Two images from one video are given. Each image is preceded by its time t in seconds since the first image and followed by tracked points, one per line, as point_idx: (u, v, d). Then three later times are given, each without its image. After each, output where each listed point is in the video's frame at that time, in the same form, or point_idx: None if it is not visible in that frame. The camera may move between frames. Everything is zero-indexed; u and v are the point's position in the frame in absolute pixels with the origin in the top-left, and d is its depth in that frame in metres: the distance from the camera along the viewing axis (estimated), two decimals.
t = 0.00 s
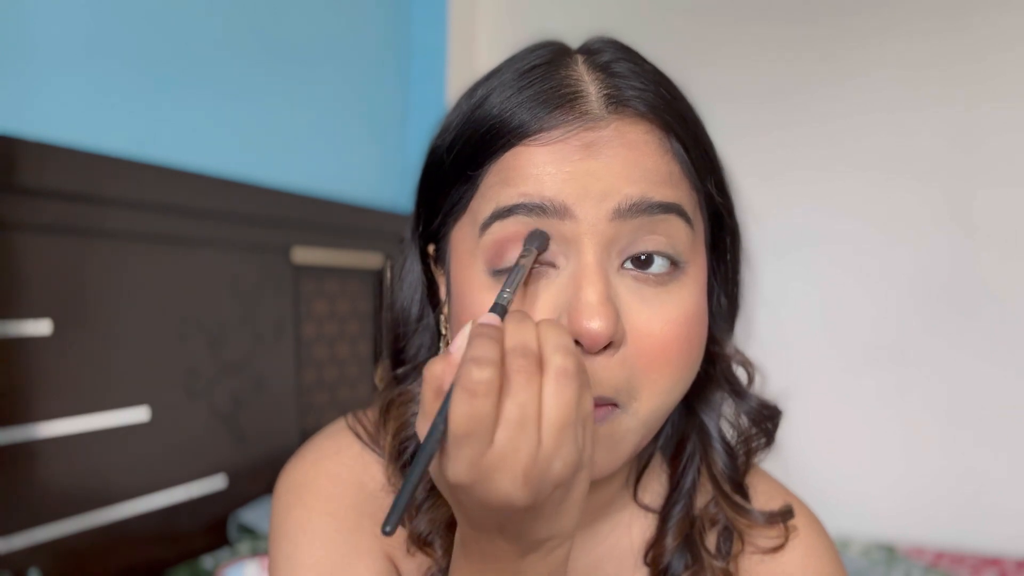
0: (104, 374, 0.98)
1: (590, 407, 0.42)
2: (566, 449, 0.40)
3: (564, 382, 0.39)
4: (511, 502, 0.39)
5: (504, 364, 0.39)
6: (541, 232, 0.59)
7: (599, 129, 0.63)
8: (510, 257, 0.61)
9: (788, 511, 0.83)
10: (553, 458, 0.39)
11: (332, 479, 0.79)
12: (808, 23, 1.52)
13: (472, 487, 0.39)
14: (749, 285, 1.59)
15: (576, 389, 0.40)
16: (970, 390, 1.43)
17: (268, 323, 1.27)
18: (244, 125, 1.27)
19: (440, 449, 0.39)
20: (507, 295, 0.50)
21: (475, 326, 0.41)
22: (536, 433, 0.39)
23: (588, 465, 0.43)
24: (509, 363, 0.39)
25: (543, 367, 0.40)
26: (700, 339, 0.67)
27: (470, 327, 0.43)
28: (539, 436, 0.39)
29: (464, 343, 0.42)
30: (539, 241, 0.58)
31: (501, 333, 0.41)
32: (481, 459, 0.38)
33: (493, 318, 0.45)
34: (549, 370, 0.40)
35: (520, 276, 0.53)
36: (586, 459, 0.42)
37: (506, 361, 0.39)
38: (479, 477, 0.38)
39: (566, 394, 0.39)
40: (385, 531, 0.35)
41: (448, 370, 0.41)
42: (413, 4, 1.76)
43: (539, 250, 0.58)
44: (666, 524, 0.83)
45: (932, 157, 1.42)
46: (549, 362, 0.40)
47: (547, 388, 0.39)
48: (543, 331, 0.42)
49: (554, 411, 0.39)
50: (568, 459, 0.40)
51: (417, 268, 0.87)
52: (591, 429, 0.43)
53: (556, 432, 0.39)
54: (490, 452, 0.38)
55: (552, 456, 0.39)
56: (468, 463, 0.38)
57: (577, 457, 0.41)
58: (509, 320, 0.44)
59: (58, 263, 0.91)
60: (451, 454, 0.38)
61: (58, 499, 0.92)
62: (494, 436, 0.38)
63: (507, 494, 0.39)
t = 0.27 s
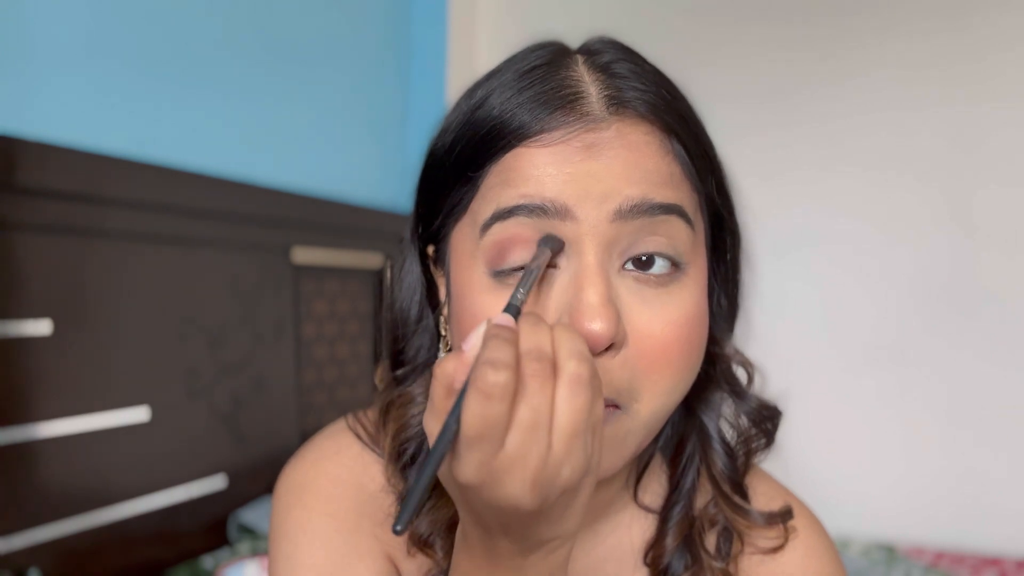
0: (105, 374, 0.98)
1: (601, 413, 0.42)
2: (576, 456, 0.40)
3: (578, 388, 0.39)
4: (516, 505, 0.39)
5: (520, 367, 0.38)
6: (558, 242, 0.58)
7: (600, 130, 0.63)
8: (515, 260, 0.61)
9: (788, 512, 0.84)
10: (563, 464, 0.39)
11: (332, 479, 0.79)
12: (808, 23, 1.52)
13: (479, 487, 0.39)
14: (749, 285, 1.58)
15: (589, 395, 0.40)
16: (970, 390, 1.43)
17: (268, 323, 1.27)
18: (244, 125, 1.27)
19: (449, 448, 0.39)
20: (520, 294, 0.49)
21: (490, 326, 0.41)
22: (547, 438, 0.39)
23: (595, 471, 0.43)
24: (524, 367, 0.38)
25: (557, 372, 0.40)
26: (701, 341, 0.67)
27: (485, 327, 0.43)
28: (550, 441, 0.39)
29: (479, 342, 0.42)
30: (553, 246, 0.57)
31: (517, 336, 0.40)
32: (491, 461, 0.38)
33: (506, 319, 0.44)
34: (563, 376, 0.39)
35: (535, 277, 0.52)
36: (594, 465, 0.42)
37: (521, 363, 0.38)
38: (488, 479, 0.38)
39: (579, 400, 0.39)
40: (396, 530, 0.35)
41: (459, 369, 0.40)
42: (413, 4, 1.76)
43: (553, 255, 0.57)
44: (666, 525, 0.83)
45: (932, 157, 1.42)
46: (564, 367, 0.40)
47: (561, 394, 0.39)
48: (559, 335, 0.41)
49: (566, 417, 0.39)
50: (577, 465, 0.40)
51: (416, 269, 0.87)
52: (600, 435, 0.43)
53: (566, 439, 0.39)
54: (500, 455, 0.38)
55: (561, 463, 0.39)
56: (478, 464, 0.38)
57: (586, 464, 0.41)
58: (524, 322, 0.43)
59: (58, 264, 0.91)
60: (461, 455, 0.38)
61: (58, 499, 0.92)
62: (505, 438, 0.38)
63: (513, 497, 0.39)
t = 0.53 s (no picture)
0: (105, 375, 0.98)
1: (595, 414, 0.42)
2: (574, 458, 0.40)
3: (572, 390, 0.39)
4: (516, 510, 0.39)
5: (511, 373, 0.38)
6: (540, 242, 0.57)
7: (600, 131, 0.63)
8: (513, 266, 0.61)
9: (791, 513, 0.83)
10: (561, 467, 0.39)
11: (332, 480, 0.79)
12: (807, 23, 1.52)
13: (477, 495, 0.39)
14: (749, 285, 1.58)
15: (583, 397, 0.40)
16: (970, 390, 1.42)
17: (268, 323, 1.27)
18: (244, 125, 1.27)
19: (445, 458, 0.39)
20: (508, 302, 0.49)
21: (480, 335, 0.41)
22: (543, 442, 0.39)
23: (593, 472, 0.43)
24: (516, 373, 0.38)
25: (550, 375, 0.40)
26: (701, 341, 0.67)
27: (473, 335, 0.42)
28: (547, 444, 0.39)
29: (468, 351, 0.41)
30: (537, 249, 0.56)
31: (508, 342, 0.40)
32: (488, 468, 0.38)
33: (496, 326, 0.44)
34: (556, 379, 0.39)
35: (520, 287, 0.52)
36: (593, 467, 0.42)
37: (513, 370, 0.39)
38: (486, 485, 0.38)
39: (574, 402, 0.39)
40: (394, 544, 0.35)
41: (451, 378, 0.39)
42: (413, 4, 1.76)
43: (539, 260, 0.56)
44: (667, 526, 0.83)
45: (932, 157, 1.42)
46: (556, 370, 0.40)
47: (555, 397, 0.39)
48: (549, 338, 0.41)
49: (562, 419, 0.39)
50: (575, 467, 0.40)
51: (416, 270, 0.87)
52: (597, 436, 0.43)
53: (564, 442, 0.39)
54: (497, 461, 0.38)
55: (559, 466, 0.39)
56: (476, 472, 0.38)
57: (584, 466, 0.41)
58: (514, 328, 0.44)
59: (58, 264, 0.91)
60: (457, 463, 0.38)
61: (59, 499, 0.92)
62: (501, 444, 0.38)
63: (513, 502, 0.39)
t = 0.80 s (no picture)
0: (105, 374, 0.98)
1: (586, 407, 0.42)
2: (561, 451, 0.40)
3: (560, 383, 0.39)
4: (503, 502, 0.39)
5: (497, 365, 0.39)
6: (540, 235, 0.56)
7: (600, 132, 0.63)
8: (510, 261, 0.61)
9: (788, 515, 0.83)
10: (548, 460, 0.39)
11: (332, 480, 0.79)
12: (807, 23, 1.52)
13: (465, 487, 0.39)
14: (749, 285, 1.59)
15: (572, 390, 0.40)
16: (970, 390, 1.42)
17: (268, 323, 1.27)
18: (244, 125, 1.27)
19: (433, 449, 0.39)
20: (505, 293, 0.48)
21: (470, 326, 0.42)
22: (530, 434, 0.39)
23: (585, 466, 0.43)
24: (504, 365, 0.39)
25: (538, 368, 0.40)
26: (701, 343, 0.67)
27: (465, 327, 0.43)
28: (534, 437, 0.39)
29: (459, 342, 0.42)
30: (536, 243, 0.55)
31: (497, 335, 0.41)
32: (475, 461, 0.38)
33: (489, 319, 0.44)
34: (544, 371, 0.39)
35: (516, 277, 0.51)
36: (584, 461, 0.42)
37: (500, 362, 0.39)
38: (473, 478, 0.39)
39: (562, 395, 0.39)
40: (376, 532, 0.34)
41: (442, 369, 0.40)
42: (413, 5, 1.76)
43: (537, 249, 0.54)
44: (665, 528, 0.83)
45: (931, 157, 1.42)
46: (544, 363, 0.40)
47: (542, 390, 0.39)
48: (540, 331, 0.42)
49: (549, 411, 0.39)
50: (563, 461, 0.40)
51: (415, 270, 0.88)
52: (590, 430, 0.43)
53: (551, 433, 0.39)
54: (484, 454, 0.38)
55: (546, 458, 0.39)
56: (462, 464, 0.38)
57: (573, 459, 0.41)
58: (506, 320, 0.44)
59: (58, 264, 0.91)
60: (444, 455, 0.38)
61: (59, 499, 0.92)
62: (488, 436, 0.38)
63: (500, 495, 0.39)
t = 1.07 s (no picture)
0: (105, 375, 0.98)
1: (584, 412, 0.42)
2: (558, 457, 0.39)
3: (555, 388, 0.39)
4: (500, 508, 0.40)
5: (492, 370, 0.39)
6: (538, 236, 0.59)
7: (597, 135, 0.63)
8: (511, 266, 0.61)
9: (785, 517, 0.83)
10: (544, 466, 0.39)
11: (332, 481, 0.79)
12: (807, 23, 1.52)
13: (462, 494, 0.39)
14: (749, 285, 1.58)
15: (568, 393, 0.40)
16: (970, 391, 1.42)
17: (268, 323, 1.27)
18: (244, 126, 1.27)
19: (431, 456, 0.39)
20: (501, 296, 0.50)
21: (466, 332, 0.42)
22: (526, 438, 0.39)
23: (584, 472, 0.42)
24: (499, 370, 0.39)
25: (534, 372, 0.40)
26: (699, 345, 0.67)
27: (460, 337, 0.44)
28: (530, 440, 0.39)
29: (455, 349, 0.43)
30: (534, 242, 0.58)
31: (492, 340, 0.41)
32: (471, 466, 0.38)
33: (486, 325, 0.45)
34: (540, 376, 0.40)
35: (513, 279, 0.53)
36: (582, 468, 0.42)
37: (496, 368, 0.39)
38: (470, 483, 0.39)
39: (558, 399, 0.39)
40: (373, 540, 0.35)
41: (439, 376, 0.41)
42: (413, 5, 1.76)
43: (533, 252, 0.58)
44: (664, 528, 0.83)
45: (932, 157, 1.42)
46: (540, 368, 0.40)
47: (538, 393, 0.39)
48: (536, 337, 0.42)
49: (545, 415, 0.39)
50: (560, 467, 0.40)
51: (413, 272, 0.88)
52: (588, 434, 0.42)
53: (547, 437, 0.39)
54: (480, 460, 0.38)
55: (542, 464, 0.39)
56: (459, 470, 0.38)
57: (570, 465, 0.40)
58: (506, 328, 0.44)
59: (57, 265, 0.91)
60: (440, 461, 0.39)
61: (59, 498, 0.93)
62: (485, 443, 0.38)
63: (496, 500, 0.39)
